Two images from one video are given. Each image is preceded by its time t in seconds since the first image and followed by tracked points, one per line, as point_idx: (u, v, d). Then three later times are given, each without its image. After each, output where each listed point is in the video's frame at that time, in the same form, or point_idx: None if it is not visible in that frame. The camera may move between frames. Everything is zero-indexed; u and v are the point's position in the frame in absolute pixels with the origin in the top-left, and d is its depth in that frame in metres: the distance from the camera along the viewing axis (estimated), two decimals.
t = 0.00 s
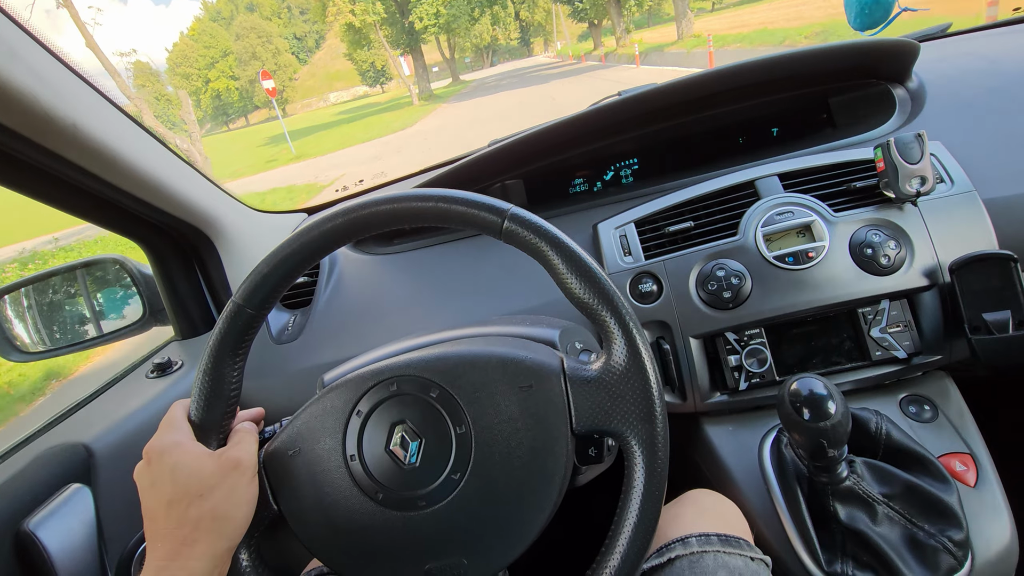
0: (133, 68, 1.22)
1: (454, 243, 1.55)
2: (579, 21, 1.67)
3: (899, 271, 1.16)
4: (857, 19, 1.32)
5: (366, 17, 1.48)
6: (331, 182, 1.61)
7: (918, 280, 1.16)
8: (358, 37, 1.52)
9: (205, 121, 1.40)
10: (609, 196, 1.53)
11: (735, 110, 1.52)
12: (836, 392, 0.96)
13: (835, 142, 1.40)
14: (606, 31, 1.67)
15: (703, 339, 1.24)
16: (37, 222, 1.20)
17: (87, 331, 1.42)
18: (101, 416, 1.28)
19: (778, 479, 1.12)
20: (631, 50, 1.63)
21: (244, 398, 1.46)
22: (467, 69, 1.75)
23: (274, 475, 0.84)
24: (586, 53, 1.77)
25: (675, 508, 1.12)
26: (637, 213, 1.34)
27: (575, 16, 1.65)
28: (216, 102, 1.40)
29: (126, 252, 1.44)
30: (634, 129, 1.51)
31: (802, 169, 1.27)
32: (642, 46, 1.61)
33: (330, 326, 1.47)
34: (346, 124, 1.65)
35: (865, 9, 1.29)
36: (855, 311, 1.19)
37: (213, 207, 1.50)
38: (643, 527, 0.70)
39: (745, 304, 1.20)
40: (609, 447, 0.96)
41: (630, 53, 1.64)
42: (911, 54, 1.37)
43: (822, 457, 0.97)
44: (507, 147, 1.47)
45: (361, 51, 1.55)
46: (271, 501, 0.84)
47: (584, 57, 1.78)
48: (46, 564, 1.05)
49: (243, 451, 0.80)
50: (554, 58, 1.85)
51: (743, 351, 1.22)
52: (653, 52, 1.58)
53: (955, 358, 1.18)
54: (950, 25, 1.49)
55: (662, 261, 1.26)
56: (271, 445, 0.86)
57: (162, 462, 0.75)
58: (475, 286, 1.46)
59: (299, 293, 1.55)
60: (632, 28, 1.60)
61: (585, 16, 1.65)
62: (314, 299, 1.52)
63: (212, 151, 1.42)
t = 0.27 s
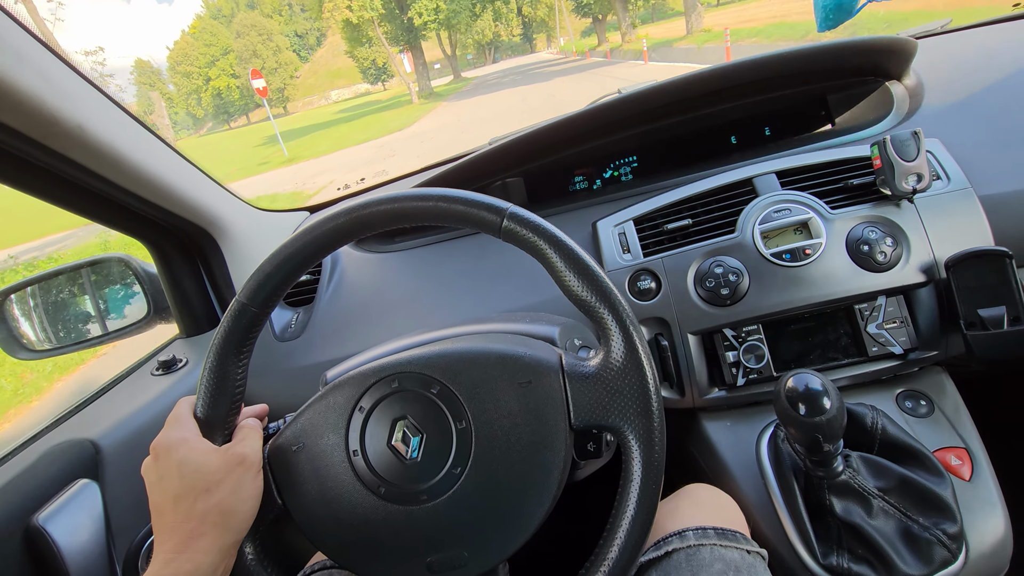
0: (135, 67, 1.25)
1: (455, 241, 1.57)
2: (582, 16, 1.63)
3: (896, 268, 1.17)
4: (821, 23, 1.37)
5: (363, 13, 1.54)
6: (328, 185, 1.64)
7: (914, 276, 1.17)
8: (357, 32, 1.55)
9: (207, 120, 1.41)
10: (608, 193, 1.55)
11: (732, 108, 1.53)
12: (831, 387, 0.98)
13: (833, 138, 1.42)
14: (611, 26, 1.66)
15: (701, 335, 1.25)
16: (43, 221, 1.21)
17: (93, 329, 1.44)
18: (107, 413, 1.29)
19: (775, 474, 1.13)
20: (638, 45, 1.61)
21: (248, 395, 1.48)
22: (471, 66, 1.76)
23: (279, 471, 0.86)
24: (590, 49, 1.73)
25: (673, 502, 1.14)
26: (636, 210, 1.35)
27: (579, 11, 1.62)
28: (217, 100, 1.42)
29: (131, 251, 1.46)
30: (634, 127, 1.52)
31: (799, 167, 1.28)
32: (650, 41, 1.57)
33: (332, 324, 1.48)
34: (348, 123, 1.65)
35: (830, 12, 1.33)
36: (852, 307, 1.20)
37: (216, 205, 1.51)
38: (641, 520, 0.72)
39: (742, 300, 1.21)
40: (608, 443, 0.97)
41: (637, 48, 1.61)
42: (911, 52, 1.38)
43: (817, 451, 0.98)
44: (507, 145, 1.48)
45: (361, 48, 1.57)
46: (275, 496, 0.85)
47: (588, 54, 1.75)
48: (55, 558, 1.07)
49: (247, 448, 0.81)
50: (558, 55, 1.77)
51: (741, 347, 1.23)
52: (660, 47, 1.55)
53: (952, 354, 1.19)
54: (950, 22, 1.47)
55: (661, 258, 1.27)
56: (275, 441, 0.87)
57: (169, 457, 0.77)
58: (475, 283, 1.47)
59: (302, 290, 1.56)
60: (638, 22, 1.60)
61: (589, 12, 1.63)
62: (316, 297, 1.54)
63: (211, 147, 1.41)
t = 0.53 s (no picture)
0: (134, 65, 1.24)
1: (457, 239, 1.57)
2: (584, 11, 1.67)
3: (897, 265, 1.18)
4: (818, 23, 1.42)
5: (358, 9, 1.49)
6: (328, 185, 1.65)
7: (916, 273, 1.18)
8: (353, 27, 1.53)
9: (207, 118, 1.40)
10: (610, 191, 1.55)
11: (734, 104, 1.52)
12: (832, 383, 0.98)
13: (834, 136, 1.42)
14: (613, 22, 1.70)
15: (703, 332, 1.26)
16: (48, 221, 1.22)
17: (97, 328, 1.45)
18: (112, 411, 1.30)
19: (776, 470, 1.14)
20: (643, 41, 1.61)
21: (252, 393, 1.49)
22: (471, 62, 1.80)
23: (285, 468, 0.87)
24: (593, 45, 1.76)
25: (675, 498, 1.15)
26: (637, 208, 1.36)
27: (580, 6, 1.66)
28: (217, 99, 1.39)
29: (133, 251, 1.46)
30: (636, 125, 1.52)
31: (801, 164, 1.28)
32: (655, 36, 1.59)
33: (334, 322, 1.49)
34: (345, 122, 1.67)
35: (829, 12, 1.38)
36: (853, 304, 1.21)
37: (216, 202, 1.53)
38: (644, 516, 0.72)
39: (744, 298, 1.21)
40: (610, 439, 0.98)
41: (639, 44, 1.62)
42: (912, 49, 1.38)
43: (818, 447, 0.99)
44: (510, 142, 1.49)
45: (360, 45, 1.57)
46: (281, 494, 0.86)
47: (591, 49, 1.78)
48: (63, 555, 1.08)
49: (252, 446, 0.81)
50: (559, 50, 1.84)
51: (743, 344, 1.23)
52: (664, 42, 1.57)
53: (952, 349, 1.20)
54: (951, 19, 1.48)
55: (663, 256, 1.28)
56: (280, 439, 0.88)
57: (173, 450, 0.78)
58: (477, 281, 1.48)
59: (305, 289, 1.57)
60: (641, 17, 1.63)
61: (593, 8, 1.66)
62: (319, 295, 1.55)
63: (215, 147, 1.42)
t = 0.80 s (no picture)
0: (135, 68, 1.24)
1: (456, 238, 1.55)
2: (587, 8, 1.61)
3: (904, 261, 1.15)
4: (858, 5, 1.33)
5: (355, 8, 1.50)
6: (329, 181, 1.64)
7: (923, 269, 1.15)
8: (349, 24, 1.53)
9: (207, 118, 1.40)
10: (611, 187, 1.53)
11: (737, 99, 1.50)
12: (839, 382, 0.96)
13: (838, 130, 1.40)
14: (617, 19, 1.63)
15: (706, 330, 1.23)
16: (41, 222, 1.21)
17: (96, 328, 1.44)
18: (108, 414, 1.29)
19: (782, 470, 1.12)
20: (649, 38, 1.52)
21: (250, 394, 1.48)
22: (472, 61, 1.77)
23: (280, 471, 0.85)
24: (596, 43, 1.69)
25: (679, 500, 1.13)
26: (639, 204, 1.34)
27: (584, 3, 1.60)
28: (217, 100, 1.38)
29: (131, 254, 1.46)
30: (637, 121, 1.50)
31: (805, 159, 1.26)
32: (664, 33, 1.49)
33: (333, 322, 1.47)
34: (344, 124, 1.67)
35: None
36: (860, 301, 1.18)
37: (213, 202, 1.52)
38: (647, 518, 0.70)
39: (748, 295, 1.19)
40: (613, 440, 0.96)
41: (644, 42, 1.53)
42: (919, 39, 1.38)
43: (825, 447, 0.97)
44: (509, 139, 1.47)
45: (359, 45, 1.57)
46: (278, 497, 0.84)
47: (594, 48, 1.72)
48: (57, 560, 1.07)
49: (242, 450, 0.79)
50: (561, 48, 1.80)
51: (747, 342, 1.21)
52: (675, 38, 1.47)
53: (962, 347, 1.17)
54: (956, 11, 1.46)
55: (665, 253, 1.26)
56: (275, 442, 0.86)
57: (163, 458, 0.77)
58: (477, 280, 1.46)
59: (303, 289, 1.56)
60: (646, 14, 1.55)
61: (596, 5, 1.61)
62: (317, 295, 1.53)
63: (215, 148, 1.45)
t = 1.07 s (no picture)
0: (138, 75, 1.27)
1: (456, 242, 1.59)
2: (589, 8, 1.58)
3: (891, 260, 1.19)
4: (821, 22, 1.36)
5: (352, 11, 1.49)
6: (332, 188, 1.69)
7: (910, 268, 1.18)
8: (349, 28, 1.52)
9: (210, 125, 1.42)
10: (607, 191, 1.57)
11: (730, 103, 1.53)
12: (826, 380, 0.99)
13: (829, 132, 1.43)
14: (620, 19, 1.58)
15: (700, 330, 1.27)
16: (54, 230, 1.26)
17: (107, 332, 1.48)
18: (121, 416, 1.33)
19: (773, 466, 1.15)
20: (656, 38, 1.51)
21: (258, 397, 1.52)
22: (472, 64, 1.73)
23: (289, 470, 0.89)
24: (599, 43, 1.63)
25: (675, 495, 1.16)
26: (634, 208, 1.37)
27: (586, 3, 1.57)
28: (219, 107, 1.39)
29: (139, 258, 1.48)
30: (632, 126, 1.53)
31: (795, 162, 1.29)
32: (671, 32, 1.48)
33: (337, 325, 1.51)
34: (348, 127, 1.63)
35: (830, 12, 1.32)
36: (849, 300, 1.22)
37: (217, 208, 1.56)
38: (639, 509, 0.74)
39: (740, 296, 1.23)
40: (608, 437, 1.00)
41: (650, 42, 1.53)
42: (906, 43, 1.40)
43: (813, 441, 1.00)
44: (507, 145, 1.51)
45: (360, 49, 1.55)
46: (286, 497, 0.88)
47: (597, 48, 1.65)
48: (76, 558, 1.11)
49: (242, 460, 0.79)
50: (564, 50, 1.71)
51: (739, 342, 1.25)
52: (680, 38, 1.46)
53: (948, 345, 1.20)
54: (947, 11, 1.49)
55: (659, 255, 1.29)
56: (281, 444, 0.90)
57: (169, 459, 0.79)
58: (477, 283, 1.50)
59: (307, 293, 1.59)
60: (650, 13, 1.53)
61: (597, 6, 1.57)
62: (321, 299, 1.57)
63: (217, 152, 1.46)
